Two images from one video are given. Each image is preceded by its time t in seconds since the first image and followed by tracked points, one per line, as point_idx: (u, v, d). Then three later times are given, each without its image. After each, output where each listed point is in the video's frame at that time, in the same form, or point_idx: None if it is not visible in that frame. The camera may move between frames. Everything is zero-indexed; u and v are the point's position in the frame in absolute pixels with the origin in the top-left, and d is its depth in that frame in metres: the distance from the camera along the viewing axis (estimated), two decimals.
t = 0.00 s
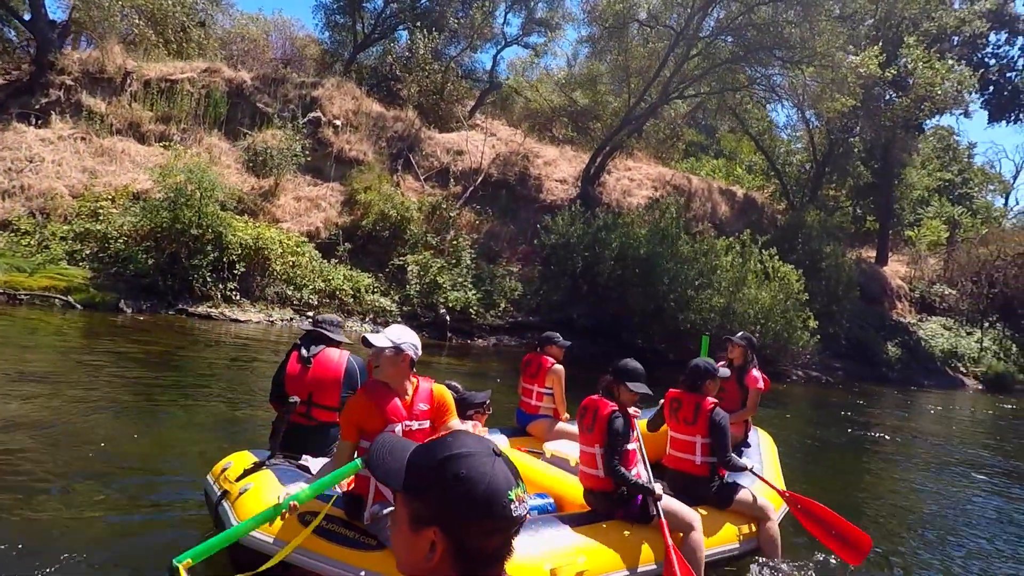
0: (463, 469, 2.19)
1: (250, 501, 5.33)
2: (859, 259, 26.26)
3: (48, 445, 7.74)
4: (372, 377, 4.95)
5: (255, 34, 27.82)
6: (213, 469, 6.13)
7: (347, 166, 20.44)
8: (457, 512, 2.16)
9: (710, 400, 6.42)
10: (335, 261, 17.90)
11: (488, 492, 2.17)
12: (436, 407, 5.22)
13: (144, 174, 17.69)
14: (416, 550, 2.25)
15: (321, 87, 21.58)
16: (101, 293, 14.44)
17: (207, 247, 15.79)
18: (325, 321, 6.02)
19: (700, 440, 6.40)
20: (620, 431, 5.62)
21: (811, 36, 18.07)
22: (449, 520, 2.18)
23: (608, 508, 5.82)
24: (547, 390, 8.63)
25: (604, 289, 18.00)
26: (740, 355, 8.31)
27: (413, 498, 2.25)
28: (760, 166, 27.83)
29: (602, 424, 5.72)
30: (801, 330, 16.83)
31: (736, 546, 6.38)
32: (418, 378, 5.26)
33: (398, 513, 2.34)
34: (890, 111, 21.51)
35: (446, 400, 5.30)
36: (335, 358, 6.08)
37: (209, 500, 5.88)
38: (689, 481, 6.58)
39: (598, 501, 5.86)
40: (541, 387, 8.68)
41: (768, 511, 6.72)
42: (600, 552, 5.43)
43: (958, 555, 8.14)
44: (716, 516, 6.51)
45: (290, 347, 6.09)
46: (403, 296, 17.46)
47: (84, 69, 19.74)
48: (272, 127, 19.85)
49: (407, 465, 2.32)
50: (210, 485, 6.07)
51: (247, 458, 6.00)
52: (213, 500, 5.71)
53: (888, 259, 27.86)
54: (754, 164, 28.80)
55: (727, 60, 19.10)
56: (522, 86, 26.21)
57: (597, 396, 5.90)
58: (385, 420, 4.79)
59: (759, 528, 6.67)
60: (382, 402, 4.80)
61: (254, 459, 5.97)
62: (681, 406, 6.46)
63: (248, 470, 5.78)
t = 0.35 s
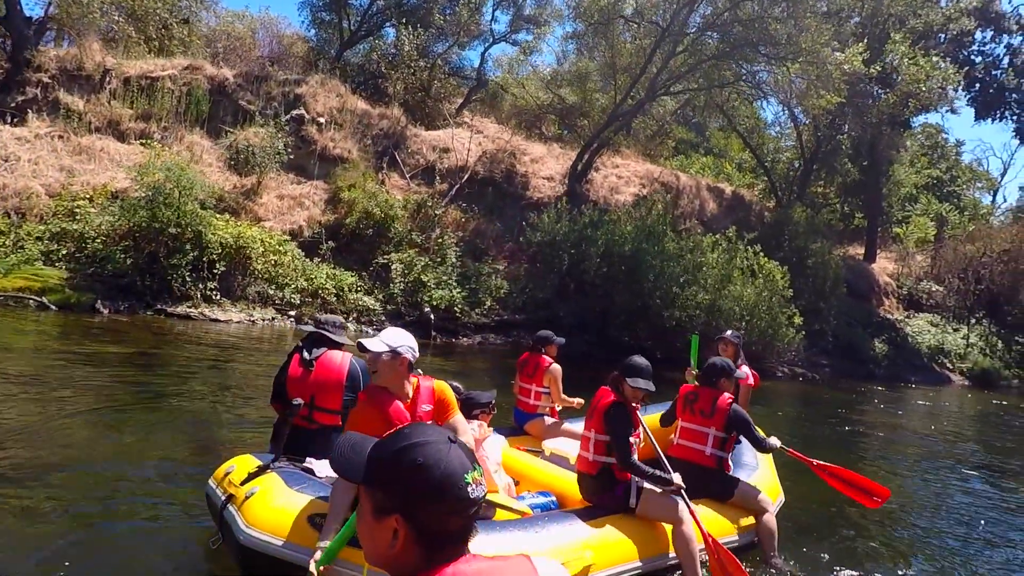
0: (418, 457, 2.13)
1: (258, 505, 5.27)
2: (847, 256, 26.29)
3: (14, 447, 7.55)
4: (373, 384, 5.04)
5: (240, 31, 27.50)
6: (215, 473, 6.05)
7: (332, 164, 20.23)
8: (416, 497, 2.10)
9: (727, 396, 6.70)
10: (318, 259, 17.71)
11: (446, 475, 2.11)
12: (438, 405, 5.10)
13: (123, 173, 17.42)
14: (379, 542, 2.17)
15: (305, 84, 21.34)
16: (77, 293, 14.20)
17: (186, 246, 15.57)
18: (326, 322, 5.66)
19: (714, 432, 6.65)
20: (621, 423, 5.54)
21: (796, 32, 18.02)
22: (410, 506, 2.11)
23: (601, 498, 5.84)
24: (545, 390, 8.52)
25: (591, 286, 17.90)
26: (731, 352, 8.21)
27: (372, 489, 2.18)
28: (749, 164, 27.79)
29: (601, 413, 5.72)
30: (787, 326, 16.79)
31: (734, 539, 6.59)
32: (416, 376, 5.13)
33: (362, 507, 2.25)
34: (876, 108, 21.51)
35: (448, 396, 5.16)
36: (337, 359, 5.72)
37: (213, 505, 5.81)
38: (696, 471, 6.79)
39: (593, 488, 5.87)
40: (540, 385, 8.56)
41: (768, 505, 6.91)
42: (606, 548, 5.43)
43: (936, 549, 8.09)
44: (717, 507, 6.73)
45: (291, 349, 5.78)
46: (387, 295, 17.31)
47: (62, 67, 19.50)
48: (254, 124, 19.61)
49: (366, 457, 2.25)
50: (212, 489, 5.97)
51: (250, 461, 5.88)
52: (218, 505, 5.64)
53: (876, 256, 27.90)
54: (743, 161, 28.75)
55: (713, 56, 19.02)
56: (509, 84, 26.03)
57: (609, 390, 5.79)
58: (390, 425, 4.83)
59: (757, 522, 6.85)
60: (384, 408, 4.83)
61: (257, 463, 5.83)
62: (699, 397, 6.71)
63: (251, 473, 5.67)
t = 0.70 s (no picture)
0: (402, 456, 2.14)
1: (269, 503, 5.15)
2: (835, 254, 26.35)
3: None
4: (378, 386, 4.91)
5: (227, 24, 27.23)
6: (219, 472, 5.90)
7: (317, 158, 20.03)
8: (403, 494, 2.11)
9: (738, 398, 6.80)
10: (301, 255, 17.54)
11: (430, 470, 2.12)
12: (443, 398, 5.28)
13: (103, 165, 17.18)
14: (369, 543, 2.17)
15: (290, 78, 21.13)
16: (52, 287, 13.99)
17: (165, 240, 15.38)
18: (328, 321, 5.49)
19: (725, 428, 6.67)
20: (644, 425, 5.47)
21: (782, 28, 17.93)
22: (398, 503, 2.11)
23: (609, 498, 5.74)
24: (541, 386, 8.43)
25: (577, 284, 17.82)
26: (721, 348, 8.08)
27: (359, 490, 2.18)
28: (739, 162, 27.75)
29: (620, 414, 5.56)
30: (772, 324, 16.77)
31: (732, 534, 6.61)
32: (420, 375, 5.23)
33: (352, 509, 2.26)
34: (863, 106, 21.48)
35: (451, 389, 5.32)
36: (338, 357, 5.54)
37: (218, 504, 5.66)
38: (704, 462, 6.69)
39: (602, 488, 5.75)
40: (536, 382, 8.48)
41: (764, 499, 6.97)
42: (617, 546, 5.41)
43: (911, 547, 8.04)
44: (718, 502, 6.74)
45: (291, 349, 5.60)
46: (371, 291, 17.18)
47: (41, 57, 19.24)
48: (237, 117, 19.37)
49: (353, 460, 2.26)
50: (215, 487, 5.82)
51: (257, 460, 5.73)
52: (224, 504, 5.49)
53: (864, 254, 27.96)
54: (734, 159, 28.73)
55: (700, 53, 18.92)
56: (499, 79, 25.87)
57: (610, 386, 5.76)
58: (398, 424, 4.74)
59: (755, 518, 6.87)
60: (389, 409, 4.76)
61: (264, 462, 5.67)
62: (716, 394, 6.72)
63: (258, 471, 5.53)
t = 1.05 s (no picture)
0: (405, 446, 2.05)
1: (282, 506, 5.05)
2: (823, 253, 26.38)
3: None
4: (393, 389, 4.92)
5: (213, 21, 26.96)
6: (228, 476, 5.77)
7: (301, 156, 19.82)
8: (407, 483, 2.00)
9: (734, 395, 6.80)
10: (284, 253, 17.34)
11: (433, 458, 2.02)
12: (459, 398, 5.31)
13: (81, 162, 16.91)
14: (377, 539, 2.06)
15: (275, 74, 20.89)
16: (27, 286, 13.74)
17: (143, 239, 15.15)
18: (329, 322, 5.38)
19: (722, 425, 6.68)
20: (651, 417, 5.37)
21: (768, 25, 17.87)
22: (403, 490, 2.00)
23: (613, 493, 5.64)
24: (543, 385, 8.32)
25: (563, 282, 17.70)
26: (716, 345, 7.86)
27: (366, 483, 2.09)
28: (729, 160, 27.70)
29: (629, 406, 5.50)
30: (757, 322, 16.71)
31: (733, 530, 6.64)
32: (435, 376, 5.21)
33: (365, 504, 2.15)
34: (850, 105, 21.49)
35: (467, 388, 5.37)
36: (336, 356, 5.40)
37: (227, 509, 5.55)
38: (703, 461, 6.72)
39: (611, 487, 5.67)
40: (538, 380, 8.35)
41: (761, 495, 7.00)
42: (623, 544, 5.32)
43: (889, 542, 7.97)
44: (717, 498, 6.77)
45: (292, 352, 5.54)
46: (355, 290, 17.02)
47: (20, 53, 18.95)
48: (220, 113, 19.12)
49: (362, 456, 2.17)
50: (223, 490, 5.72)
51: (265, 463, 5.61)
52: (235, 508, 5.39)
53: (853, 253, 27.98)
54: (724, 158, 28.71)
55: (687, 50, 18.83)
56: (487, 77, 25.73)
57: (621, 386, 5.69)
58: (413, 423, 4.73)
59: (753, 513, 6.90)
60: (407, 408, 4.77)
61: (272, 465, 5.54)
62: (710, 391, 6.75)
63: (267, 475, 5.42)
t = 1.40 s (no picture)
0: (455, 442, 1.92)
1: (300, 511, 4.92)
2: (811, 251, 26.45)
3: None
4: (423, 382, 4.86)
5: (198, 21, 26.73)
6: (235, 480, 5.66)
7: (284, 156, 19.65)
8: (456, 479, 1.89)
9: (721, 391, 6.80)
10: (265, 254, 17.16)
11: (483, 455, 1.90)
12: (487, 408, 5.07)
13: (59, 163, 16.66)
14: (420, 531, 1.96)
15: (258, 74, 20.68)
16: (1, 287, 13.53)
17: (121, 240, 14.98)
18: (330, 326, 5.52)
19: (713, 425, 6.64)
20: (660, 415, 5.76)
21: (752, 22, 17.86)
22: (449, 486, 1.90)
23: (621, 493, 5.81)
24: (540, 384, 8.31)
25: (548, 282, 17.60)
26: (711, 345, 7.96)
27: (412, 474, 1.98)
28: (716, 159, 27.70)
29: (639, 408, 5.87)
30: (742, 321, 16.66)
31: (728, 526, 6.58)
32: (464, 380, 5.03)
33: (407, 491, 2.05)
34: (836, 103, 21.52)
35: (493, 399, 5.09)
36: (336, 356, 5.49)
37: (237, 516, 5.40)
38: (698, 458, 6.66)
39: (616, 481, 5.88)
40: (536, 378, 8.37)
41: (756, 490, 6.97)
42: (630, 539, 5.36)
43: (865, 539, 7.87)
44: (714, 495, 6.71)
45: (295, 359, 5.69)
46: (337, 290, 16.88)
47: None
48: (201, 113, 18.91)
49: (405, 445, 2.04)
50: (231, 497, 5.54)
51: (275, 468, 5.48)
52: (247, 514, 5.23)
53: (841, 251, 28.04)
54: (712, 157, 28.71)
55: (672, 49, 18.82)
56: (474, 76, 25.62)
57: (625, 382, 6.12)
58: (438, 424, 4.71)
59: (749, 509, 6.87)
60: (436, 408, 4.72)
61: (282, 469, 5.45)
62: (698, 390, 6.70)
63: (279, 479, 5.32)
